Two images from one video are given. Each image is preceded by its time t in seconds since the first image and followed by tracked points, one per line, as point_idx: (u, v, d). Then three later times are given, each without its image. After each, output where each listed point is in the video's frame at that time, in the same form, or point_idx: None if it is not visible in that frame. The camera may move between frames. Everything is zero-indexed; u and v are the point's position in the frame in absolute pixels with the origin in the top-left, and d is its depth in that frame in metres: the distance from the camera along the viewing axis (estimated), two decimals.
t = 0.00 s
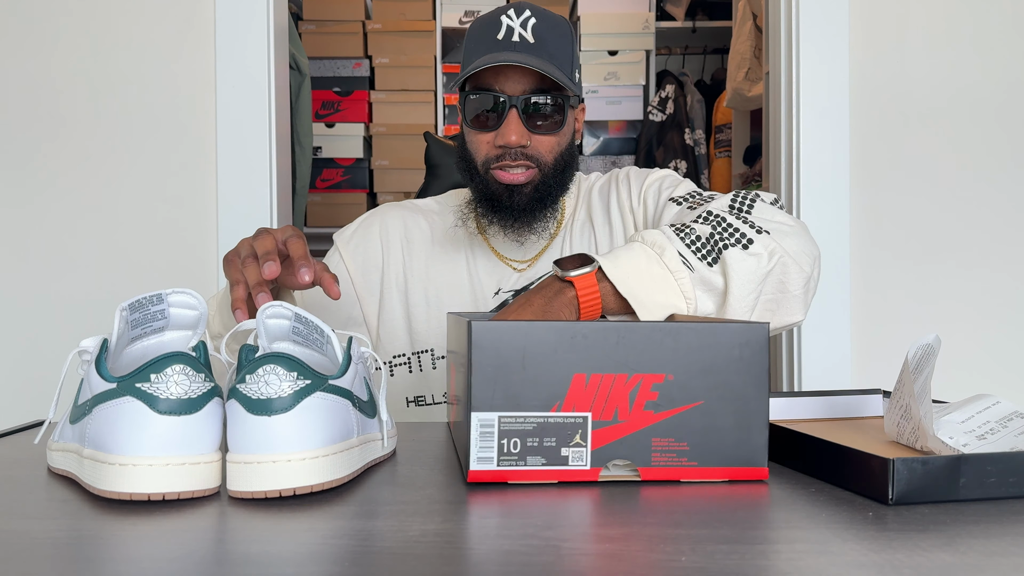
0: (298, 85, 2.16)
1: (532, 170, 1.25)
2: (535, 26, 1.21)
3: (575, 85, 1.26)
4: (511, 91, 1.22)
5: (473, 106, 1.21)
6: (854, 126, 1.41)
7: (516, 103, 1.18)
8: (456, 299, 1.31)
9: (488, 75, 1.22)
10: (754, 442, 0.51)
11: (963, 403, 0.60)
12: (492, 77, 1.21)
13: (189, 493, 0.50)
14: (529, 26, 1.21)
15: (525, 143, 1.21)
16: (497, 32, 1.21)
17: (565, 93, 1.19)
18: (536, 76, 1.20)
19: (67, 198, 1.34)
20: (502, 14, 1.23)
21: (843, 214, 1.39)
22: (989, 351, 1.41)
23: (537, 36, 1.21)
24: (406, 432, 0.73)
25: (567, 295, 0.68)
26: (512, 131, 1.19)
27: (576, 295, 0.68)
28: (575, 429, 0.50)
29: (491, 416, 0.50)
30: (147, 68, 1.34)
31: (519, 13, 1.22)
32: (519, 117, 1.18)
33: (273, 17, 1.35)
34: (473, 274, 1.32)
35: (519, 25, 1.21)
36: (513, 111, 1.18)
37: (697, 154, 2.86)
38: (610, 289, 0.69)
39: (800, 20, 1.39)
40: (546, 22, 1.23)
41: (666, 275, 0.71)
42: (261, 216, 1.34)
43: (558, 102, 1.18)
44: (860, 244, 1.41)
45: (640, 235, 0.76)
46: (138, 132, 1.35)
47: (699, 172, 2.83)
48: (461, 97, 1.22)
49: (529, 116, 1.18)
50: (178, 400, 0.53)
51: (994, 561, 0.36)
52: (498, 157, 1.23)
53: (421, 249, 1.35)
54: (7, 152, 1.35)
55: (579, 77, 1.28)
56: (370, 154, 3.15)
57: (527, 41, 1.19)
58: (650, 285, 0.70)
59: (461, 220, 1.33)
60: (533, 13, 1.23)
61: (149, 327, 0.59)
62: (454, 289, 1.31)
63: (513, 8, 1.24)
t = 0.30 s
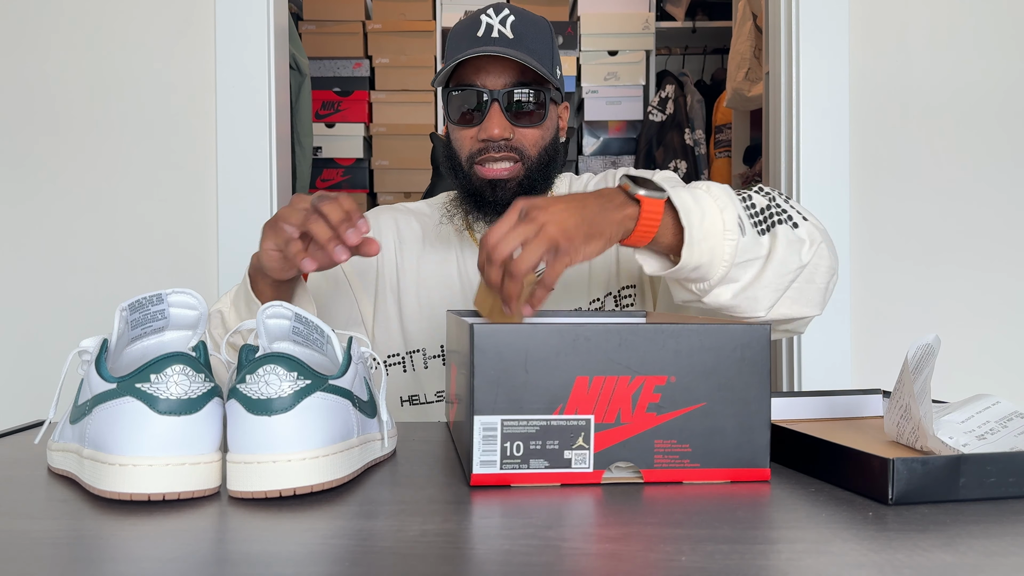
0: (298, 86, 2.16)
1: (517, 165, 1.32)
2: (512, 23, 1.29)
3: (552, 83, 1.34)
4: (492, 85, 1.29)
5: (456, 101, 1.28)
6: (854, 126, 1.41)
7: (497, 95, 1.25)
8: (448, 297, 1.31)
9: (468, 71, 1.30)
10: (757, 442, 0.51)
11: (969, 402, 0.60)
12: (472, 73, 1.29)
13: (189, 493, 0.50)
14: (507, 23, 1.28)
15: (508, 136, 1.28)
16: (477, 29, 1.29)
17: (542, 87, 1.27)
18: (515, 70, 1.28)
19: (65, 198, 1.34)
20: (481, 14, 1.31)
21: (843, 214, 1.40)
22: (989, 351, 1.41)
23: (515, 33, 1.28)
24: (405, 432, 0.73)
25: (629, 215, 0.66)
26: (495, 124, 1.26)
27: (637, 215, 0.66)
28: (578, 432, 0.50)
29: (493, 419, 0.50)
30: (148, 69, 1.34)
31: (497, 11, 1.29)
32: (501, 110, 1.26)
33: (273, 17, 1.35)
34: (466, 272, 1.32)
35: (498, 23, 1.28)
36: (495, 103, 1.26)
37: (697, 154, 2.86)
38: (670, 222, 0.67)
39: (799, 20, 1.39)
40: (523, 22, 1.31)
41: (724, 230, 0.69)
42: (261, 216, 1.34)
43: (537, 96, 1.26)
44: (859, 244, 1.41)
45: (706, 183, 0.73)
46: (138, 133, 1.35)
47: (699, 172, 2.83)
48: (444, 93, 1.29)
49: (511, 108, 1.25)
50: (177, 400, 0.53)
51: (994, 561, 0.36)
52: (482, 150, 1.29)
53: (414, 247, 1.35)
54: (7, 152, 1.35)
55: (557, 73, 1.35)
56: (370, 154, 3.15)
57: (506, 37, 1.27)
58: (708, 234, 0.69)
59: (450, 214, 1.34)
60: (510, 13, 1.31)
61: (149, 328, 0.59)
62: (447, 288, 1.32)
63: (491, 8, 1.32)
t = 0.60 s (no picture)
0: (298, 85, 2.16)
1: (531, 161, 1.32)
2: (529, 21, 1.31)
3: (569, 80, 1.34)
4: (508, 79, 1.31)
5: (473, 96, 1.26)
6: (854, 126, 1.41)
7: (513, 90, 1.22)
8: (456, 296, 1.34)
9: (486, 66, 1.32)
10: (757, 442, 0.51)
11: (968, 402, 0.60)
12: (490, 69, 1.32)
13: (189, 493, 0.50)
14: (523, 22, 1.30)
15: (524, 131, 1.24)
16: (495, 27, 1.31)
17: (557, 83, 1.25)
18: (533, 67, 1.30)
19: (65, 198, 1.34)
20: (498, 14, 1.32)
21: (843, 214, 1.39)
22: (989, 351, 1.41)
23: (532, 31, 1.30)
24: (405, 432, 0.73)
25: (635, 205, 0.80)
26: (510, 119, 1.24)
27: (644, 211, 0.79)
28: (578, 432, 0.50)
29: (493, 419, 0.50)
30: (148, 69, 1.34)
31: (515, 11, 1.32)
32: (518, 105, 1.23)
33: (273, 17, 1.35)
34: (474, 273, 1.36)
35: (515, 22, 1.31)
36: (512, 98, 1.23)
37: (697, 154, 2.87)
38: (672, 227, 0.81)
39: (799, 20, 1.39)
40: (540, 22, 1.33)
41: (720, 250, 0.83)
42: (261, 216, 1.34)
43: (551, 90, 1.23)
44: (860, 244, 1.41)
45: (719, 203, 0.86)
46: (138, 133, 1.35)
47: (699, 172, 2.82)
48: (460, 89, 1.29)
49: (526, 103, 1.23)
50: (177, 400, 0.53)
51: (994, 561, 0.36)
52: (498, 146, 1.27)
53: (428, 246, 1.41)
54: (7, 151, 1.34)
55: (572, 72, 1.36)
56: (370, 154, 3.16)
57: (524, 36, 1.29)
58: (704, 250, 0.82)
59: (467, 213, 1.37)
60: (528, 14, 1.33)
61: (149, 327, 0.59)
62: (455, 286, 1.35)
63: (508, 9, 1.34)
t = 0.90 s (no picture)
0: (298, 85, 2.16)
1: (556, 160, 1.32)
2: (562, 21, 1.31)
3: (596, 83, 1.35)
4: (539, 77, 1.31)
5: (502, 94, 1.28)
6: (855, 126, 1.41)
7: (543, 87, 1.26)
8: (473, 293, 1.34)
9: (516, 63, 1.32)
10: (757, 443, 0.51)
11: (968, 403, 0.59)
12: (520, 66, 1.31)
13: (188, 493, 0.50)
14: (556, 21, 1.31)
15: (552, 128, 1.29)
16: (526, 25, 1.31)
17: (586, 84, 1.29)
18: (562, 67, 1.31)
19: (65, 198, 1.34)
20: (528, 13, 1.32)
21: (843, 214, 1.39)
22: (989, 351, 1.41)
23: (563, 30, 1.31)
24: (405, 432, 0.73)
25: (703, 219, 0.95)
26: (541, 115, 1.28)
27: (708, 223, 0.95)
28: (578, 432, 0.50)
29: (493, 419, 0.50)
30: (148, 69, 1.34)
31: (547, 10, 1.32)
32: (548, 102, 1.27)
33: (273, 17, 1.35)
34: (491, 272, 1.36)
35: (547, 20, 1.30)
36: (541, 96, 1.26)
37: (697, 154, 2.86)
38: (723, 255, 0.98)
39: (799, 21, 1.39)
40: (569, 23, 1.34)
41: (766, 278, 1.00)
42: (261, 216, 1.34)
43: (578, 89, 1.27)
44: (860, 244, 1.41)
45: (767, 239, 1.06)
46: (138, 133, 1.35)
47: (700, 172, 2.82)
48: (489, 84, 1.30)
49: (555, 101, 1.26)
50: (177, 400, 0.53)
51: (994, 561, 0.36)
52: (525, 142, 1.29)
53: (447, 239, 1.39)
54: (6, 151, 1.34)
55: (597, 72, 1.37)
56: (370, 154, 3.16)
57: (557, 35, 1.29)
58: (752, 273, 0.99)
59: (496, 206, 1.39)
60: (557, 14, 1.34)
61: (149, 327, 0.59)
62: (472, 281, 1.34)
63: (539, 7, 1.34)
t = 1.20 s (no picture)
0: (298, 85, 2.17)
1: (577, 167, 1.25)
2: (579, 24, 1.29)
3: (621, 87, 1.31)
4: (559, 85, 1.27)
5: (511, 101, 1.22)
6: (855, 126, 1.41)
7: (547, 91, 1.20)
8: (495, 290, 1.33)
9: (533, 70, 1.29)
10: (757, 443, 0.51)
11: (969, 403, 0.59)
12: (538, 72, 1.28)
13: (188, 493, 0.50)
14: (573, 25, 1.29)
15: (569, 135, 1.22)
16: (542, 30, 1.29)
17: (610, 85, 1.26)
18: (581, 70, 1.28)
19: (64, 198, 1.34)
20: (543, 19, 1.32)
21: (843, 214, 1.39)
22: (990, 351, 1.41)
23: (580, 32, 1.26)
24: (406, 432, 0.73)
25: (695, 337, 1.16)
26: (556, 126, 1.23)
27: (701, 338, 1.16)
28: (578, 432, 0.50)
29: (493, 419, 0.50)
30: (148, 69, 1.34)
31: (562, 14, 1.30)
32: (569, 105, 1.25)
33: (273, 18, 1.35)
34: (513, 271, 1.35)
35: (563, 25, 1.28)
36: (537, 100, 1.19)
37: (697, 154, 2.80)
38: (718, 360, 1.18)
39: (799, 21, 1.39)
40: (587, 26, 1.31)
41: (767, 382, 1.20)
42: (262, 217, 1.34)
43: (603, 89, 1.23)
44: (861, 243, 1.41)
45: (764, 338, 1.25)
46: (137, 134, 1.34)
47: (700, 172, 2.82)
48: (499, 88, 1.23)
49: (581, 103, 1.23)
50: (177, 400, 0.53)
51: (995, 561, 0.36)
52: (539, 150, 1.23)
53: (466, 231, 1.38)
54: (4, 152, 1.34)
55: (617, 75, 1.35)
56: (370, 154, 3.16)
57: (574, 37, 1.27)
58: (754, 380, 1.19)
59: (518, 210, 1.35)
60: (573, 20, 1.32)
61: (149, 327, 0.59)
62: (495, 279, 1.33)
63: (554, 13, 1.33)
